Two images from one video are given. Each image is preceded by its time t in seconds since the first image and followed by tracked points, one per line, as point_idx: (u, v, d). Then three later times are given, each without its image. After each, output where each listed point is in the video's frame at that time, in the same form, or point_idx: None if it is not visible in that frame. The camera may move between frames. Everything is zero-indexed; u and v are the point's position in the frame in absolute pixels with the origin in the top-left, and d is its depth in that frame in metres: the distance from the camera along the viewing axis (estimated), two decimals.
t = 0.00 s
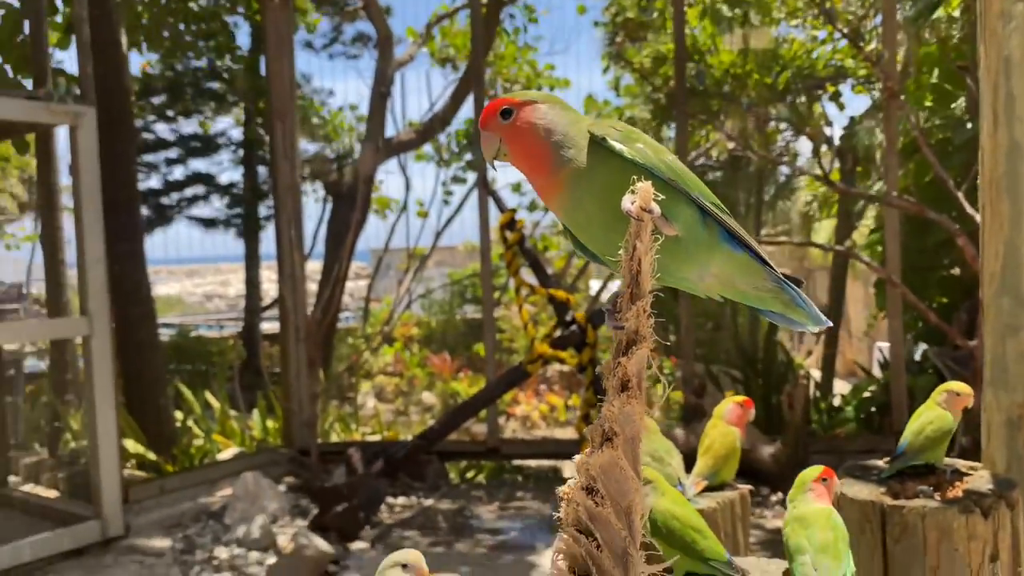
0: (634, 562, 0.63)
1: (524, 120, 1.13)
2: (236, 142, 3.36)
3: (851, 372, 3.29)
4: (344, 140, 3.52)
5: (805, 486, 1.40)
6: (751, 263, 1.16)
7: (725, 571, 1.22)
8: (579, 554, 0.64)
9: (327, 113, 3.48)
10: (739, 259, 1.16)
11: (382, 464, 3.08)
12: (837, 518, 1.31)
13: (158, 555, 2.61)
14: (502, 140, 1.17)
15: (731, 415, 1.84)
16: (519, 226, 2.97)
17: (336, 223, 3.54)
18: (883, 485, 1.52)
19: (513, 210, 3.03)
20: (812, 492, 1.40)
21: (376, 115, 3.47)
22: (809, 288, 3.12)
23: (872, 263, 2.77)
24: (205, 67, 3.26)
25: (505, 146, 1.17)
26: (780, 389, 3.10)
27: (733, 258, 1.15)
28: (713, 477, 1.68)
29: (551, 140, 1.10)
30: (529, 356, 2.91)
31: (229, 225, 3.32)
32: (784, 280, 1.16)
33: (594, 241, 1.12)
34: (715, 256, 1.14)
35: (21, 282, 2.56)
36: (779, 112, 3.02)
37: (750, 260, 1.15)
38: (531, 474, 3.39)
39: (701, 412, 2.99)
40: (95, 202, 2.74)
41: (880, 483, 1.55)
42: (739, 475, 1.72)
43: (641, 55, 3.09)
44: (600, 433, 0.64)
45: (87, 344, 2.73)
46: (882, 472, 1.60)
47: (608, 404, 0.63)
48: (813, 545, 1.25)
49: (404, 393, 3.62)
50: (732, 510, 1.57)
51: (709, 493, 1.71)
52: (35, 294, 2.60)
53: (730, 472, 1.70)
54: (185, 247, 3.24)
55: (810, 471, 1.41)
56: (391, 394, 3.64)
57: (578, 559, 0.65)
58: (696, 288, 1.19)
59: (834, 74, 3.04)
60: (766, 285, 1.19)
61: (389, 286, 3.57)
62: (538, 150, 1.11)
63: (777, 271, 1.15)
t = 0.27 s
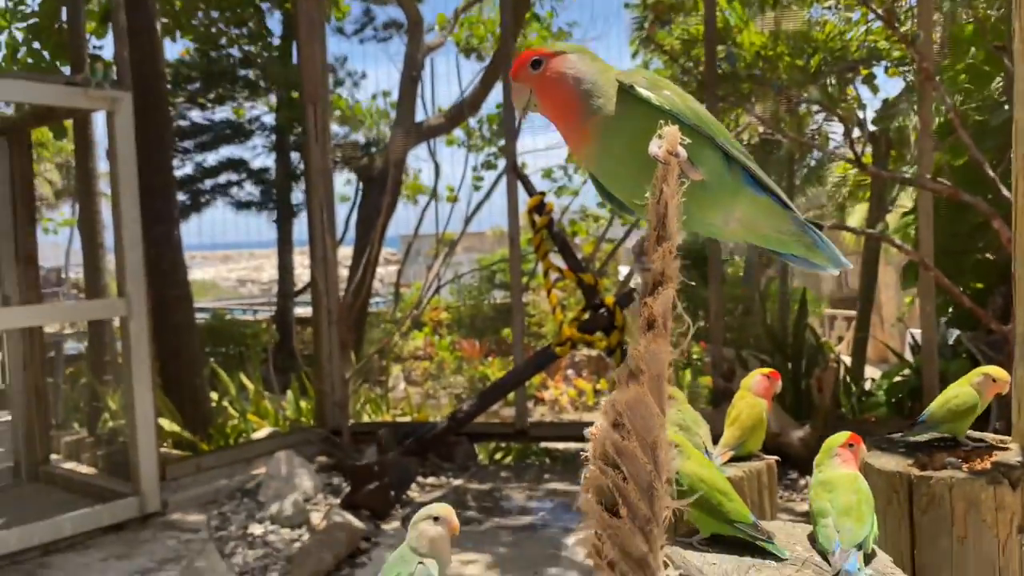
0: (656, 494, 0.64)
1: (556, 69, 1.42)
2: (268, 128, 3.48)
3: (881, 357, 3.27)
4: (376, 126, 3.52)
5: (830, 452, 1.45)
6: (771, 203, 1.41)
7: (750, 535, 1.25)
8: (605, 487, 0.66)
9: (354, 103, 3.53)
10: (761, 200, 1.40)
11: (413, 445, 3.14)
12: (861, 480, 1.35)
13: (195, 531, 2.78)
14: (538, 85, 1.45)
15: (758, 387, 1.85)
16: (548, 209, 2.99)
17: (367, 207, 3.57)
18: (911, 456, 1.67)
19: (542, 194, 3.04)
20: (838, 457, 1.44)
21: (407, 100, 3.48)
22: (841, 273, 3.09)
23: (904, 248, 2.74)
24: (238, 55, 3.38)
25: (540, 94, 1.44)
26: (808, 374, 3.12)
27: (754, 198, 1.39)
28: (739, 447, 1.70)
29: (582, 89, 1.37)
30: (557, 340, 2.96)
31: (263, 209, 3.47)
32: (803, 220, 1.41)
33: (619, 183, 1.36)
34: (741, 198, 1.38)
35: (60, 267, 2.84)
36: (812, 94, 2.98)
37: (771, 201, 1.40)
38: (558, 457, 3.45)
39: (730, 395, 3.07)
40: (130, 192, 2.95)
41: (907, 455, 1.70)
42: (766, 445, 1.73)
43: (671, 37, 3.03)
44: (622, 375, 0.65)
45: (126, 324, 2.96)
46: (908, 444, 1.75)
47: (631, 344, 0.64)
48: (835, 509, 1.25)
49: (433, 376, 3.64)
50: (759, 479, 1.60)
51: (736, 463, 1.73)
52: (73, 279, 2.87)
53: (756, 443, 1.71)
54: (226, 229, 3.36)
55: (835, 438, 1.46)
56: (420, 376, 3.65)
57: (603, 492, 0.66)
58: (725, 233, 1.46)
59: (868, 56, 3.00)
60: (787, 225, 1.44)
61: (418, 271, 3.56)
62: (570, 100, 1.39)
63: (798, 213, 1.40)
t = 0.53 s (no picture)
0: (692, 433, 0.49)
1: (573, 23, 1.31)
2: (298, 111, 3.53)
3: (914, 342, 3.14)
4: (403, 111, 3.54)
5: (857, 416, 1.46)
6: (791, 135, 1.38)
7: (778, 497, 1.29)
8: (634, 419, 0.49)
9: (383, 88, 3.56)
10: (780, 133, 1.37)
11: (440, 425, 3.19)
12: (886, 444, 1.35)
13: (228, 506, 2.91)
14: (550, 39, 1.33)
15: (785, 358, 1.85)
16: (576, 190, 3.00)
17: (395, 189, 3.61)
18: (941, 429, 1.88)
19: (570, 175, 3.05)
20: (864, 422, 1.44)
21: (434, 83, 3.49)
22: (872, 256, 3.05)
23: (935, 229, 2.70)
24: (269, 39, 3.41)
25: (552, 46, 1.33)
26: (836, 356, 3.12)
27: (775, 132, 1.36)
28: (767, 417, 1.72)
29: (597, 46, 1.28)
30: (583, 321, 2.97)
31: (290, 188, 3.53)
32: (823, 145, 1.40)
33: (642, 140, 1.29)
34: (763, 134, 1.35)
35: (95, 250, 2.93)
36: (843, 74, 2.95)
37: (791, 132, 1.37)
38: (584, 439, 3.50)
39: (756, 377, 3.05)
40: (163, 178, 3.03)
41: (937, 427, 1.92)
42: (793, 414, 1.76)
43: (699, 18, 3.05)
44: (670, 273, 0.50)
45: (160, 305, 3.05)
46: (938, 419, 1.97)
47: (683, 237, 0.51)
48: (861, 471, 1.26)
49: (460, 359, 3.62)
50: (786, 448, 1.62)
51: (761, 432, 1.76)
52: (107, 262, 2.95)
53: (784, 412, 1.74)
54: (257, 212, 3.46)
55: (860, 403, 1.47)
56: (446, 358, 3.65)
57: (632, 425, 0.49)
58: (747, 167, 1.43)
59: (901, 36, 2.95)
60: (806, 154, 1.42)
61: (445, 254, 3.58)
62: (584, 56, 1.28)
63: (817, 140, 1.38)
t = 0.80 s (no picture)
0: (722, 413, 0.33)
1: None
2: (326, 94, 3.56)
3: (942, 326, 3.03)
4: (429, 93, 3.57)
5: (881, 386, 1.46)
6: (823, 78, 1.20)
7: (801, 462, 1.30)
8: (653, 361, 0.32)
9: (410, 72, 3.59)
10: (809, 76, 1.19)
11: (465, 405, 3.22)
12: (911, 413, 1.35)
13: (258, 482, 3.04)
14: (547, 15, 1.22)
15: (809, 330, 1.85)
16: (601, 171, 3.00)
17: (421, 171, 3.62)
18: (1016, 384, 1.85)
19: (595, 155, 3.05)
20: (888, 392, 1.44)
21: (459, 65, 3.50)
22: (901, 239, 3.02)
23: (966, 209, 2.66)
24: (297, 22, 3.42)
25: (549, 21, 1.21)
26: (864, 338, 3.08)
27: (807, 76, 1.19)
28: (791, 388, 1.71)
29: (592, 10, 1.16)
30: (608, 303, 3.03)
31: (316, 171, 3.57)
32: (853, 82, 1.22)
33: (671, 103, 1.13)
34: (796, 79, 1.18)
35: (126, 232, 2.98)
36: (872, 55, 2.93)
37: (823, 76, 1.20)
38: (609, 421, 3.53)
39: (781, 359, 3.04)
40: (194, 159, 3.11)
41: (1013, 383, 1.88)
42: (816, 387, 1.75)
43: None
44: (706, 134, 0.32)
45: (190, 285, 3.14)
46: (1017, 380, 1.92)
47: (719, 79, 0.32)
48: (884, 438, 1.27)
49: (486, 341, 3.66)
50: (809, 421, 1.62)
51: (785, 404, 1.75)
52: (138, 244, 3.01)
53: (808, 383, 1.72)
54: (286, 194, 3.50)
55: (885, 374, 1.48)
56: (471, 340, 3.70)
57: (650, 370, 0.32)
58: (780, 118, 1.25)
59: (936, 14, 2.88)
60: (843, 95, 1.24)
61: (471, 237, 3.60)
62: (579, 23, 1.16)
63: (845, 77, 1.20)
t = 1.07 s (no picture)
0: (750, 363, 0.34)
1: None
2: (351, 76, 3.58)
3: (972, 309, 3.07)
4: (453, 75, 3.57)
5: (908, 355, 1.45)
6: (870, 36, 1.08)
7: (827, 429, 1.30)
8: (679, 314, 0.33)
9: (434, 52, 3.58)
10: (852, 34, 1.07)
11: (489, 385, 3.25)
12: (938, 381, 1.34)
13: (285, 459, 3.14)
14: None
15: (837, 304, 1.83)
16: (627, 153, 2.99)
17: (445, 152, 3.63)
18: None
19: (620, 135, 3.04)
20: (915, 361, 1.44)
21: (484, 47, 3.49)
22: (931, 222, 2.98)
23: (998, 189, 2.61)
24: (321, 4, 3.42)
25: None
26: (892, 320, 3.05)
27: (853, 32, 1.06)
28: (816, 361, 1.71)
29: None
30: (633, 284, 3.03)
31: (343, 153, 3.57)
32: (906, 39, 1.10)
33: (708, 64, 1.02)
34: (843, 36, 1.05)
35: (154, 216, 3.02)
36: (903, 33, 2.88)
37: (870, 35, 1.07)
38: (632, 402, 3.57)
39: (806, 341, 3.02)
40: (221, 141, 3.15)
41: None
42: (842, 360, 1.74)
43: None
44: (732, 86, 0.32)
45: (218, 264, 3.19)
46: None
47: (750, 28, 0.32)
48: (911, 407, 1.25)
49: (510, 323, 3.68)
50: (834, 393, 1.61)
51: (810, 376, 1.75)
52: (166, 226, 3.06)
53: (833, 357, 1.72)
54: (311, 177, 3.49)
55: (915, 341, 1.46)
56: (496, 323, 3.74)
57: (676, 322, 0.33)
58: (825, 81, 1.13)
59: None
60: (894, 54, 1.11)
61: (494, 220, 3.61)
62: None
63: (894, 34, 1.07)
